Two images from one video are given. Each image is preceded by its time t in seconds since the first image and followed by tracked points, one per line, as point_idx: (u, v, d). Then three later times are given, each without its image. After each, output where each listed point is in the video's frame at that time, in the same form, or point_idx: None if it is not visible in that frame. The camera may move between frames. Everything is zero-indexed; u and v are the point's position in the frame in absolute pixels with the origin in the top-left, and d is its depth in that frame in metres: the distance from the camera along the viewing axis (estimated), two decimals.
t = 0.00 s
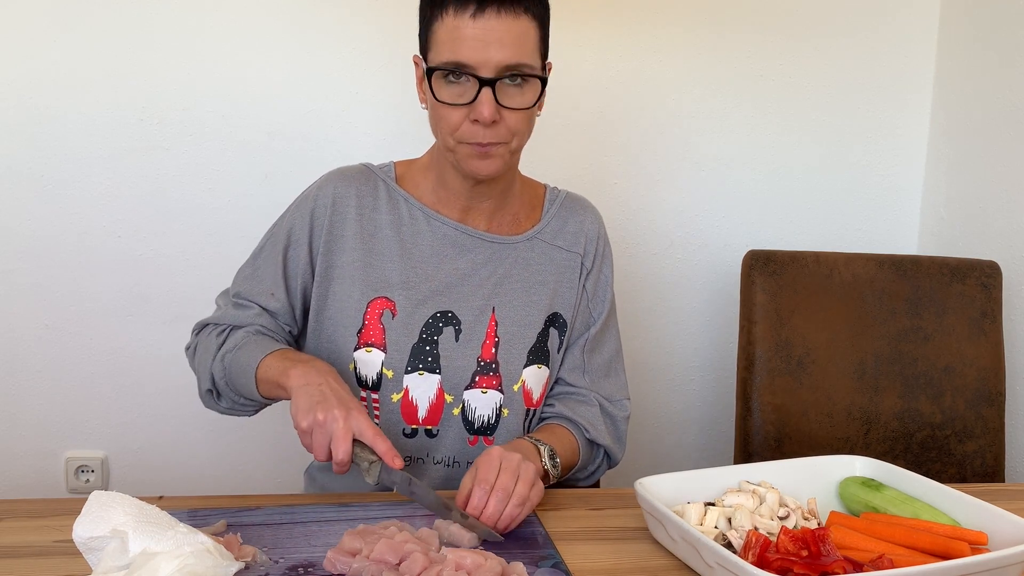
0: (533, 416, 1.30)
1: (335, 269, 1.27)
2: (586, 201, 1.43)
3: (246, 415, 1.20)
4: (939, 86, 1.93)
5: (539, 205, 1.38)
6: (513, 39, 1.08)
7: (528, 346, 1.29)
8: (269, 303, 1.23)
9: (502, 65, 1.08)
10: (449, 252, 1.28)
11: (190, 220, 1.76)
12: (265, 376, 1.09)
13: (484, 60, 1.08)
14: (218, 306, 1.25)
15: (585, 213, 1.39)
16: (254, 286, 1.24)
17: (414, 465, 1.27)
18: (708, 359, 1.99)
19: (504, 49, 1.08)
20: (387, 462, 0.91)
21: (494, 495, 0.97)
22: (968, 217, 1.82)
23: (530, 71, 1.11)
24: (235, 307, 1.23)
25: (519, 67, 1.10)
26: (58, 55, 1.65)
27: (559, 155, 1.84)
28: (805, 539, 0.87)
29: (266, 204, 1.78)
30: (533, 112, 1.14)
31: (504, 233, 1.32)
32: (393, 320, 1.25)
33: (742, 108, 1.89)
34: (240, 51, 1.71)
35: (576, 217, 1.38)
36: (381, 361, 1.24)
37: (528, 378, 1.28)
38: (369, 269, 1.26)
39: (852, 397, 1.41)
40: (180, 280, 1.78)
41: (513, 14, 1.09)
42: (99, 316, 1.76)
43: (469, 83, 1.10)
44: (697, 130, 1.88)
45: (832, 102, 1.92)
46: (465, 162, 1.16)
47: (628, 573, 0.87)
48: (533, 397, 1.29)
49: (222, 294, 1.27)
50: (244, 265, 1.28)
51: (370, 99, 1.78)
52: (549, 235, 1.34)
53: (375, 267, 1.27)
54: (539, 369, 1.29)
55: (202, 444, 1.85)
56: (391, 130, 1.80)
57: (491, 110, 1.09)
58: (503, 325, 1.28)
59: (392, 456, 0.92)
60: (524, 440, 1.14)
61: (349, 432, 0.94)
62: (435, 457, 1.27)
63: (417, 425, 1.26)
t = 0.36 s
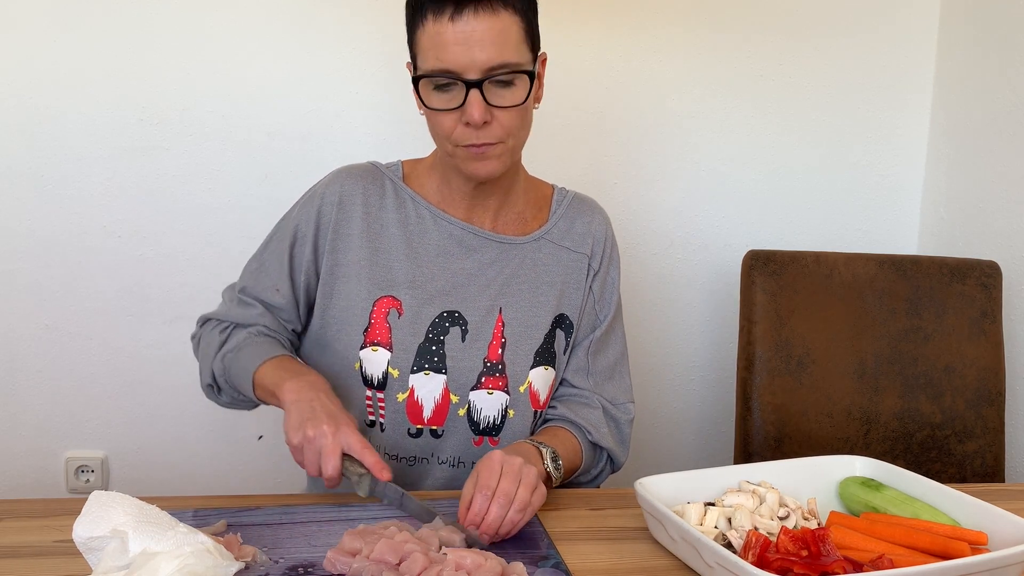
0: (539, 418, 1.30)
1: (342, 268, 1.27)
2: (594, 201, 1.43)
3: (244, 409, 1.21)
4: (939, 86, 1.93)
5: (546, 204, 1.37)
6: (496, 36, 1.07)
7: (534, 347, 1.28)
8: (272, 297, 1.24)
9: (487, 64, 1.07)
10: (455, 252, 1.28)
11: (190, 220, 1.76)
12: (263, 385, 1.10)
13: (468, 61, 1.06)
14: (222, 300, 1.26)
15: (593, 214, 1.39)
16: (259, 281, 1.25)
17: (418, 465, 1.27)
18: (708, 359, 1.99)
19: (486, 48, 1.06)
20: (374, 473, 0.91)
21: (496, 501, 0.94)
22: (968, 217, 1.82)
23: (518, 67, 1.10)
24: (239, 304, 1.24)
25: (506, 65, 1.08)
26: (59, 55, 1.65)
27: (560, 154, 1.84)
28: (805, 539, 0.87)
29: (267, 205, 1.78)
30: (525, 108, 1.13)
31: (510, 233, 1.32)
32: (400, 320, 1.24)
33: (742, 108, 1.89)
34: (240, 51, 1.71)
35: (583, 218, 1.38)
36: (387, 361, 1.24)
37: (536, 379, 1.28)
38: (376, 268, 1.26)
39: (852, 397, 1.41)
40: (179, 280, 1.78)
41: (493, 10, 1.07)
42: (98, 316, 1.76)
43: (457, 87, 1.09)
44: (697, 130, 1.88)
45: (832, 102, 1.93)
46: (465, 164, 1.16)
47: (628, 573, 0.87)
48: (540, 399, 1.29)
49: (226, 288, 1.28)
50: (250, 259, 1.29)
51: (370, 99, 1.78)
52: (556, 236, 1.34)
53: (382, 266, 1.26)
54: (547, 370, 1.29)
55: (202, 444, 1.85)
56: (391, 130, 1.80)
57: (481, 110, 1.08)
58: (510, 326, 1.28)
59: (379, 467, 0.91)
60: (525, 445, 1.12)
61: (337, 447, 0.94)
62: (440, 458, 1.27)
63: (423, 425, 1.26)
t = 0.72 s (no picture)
0: (536, 412, 1.29)
1: (333, 271, 1.27)
2: (583, 196, 1.43)
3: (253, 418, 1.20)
4: (939, 86, 1.93)
5: (537, 201, 1.37)
6: (503, 71, 1.04)
7: (528, 342, 1.28)
8: (272, 307, 1.23)
9: (491, 97, 1.05)
10: (445, 251, 1.28)
11: (190, 220, 1.76)
12: (269, 377, 1.09)
13: (473, 93, 1.04)
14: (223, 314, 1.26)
15: (584, 209, 1.39)
16: (257, 291, 1.25)
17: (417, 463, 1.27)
18: (708, 360, 1.99)
19: (492, 82, 1.04)
20: (383, 444, 0.92)
21: (534, 491, 0.94)
22: (968, 217, 1.82)
23: (521, 99, 1.08)
24: (238, 313, 1.24)
25: (510, 98, 1.07)
26: (58, 55, 1.65)
27: (560, 155, 1.84)
28: (805, 539, 0.87)
29: (267, 205, 1.78)
30: (523, 135, 1.13)
31: (502, 231, 1.32)
32: (394, 320, 1.25)
33: (742, 108, 1.89)
34: (240, 51, 1.71)
35: (574, 212, 1.37)
36: (383, 361, 1.24)
37: (531, 374, 1.28)
38: (368, 270, 1.26)
39: (852, 397, 1.41)
40: (179, 280, 1.78)
41: (502, 43, 1.04)
42: (98, 316, 1.76)
43: (458, 114, 1.07)
44: (697, 131, 1.88)
45: (832, 102, 1.92)
46: (455, 180, 1.17)
47: (628, 573, 0.87)
48: (536, 394, 1.29)
49: (226, 302, 1.28)
50: (246, 271, 1.29)
51: (370, 99, 1.78)
52: (547, 231, 1.34)
53: (373, 268, 1.26)
54: (542, 365, 1.29)
55: (202, 444, 1.85)
56: (391, 130, 1.80)
57: (481, 140, 1.07)
58: (504, 323, 1.28)
59: (388, 437, 0.92)
60: (549, 428, 1.11)
61: (343, 423, 0.94)
62: (440, 454, 1.27)
63: (421, 425, 1.26)
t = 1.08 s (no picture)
0: (537, 416, 1.29)
1: (337, 271, 1.27)
2: (589, 198, 1.43)
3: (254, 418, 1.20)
4: (939, 86, 1.93)
5: (541, 203, 1.37)
6: (511, 71, 1.04)
7: (530, 347, 1.28)
8: (272, 306, 1.23)
9: (499, 97, 1.05)
10: (449, 253, 1.28)
11: (190, 220, 1.76)
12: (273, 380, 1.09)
13: (480, 92, 1.04)
14: (222, 311, 1.26)
15: (588, 211, 1.39)
16: (258, 290, 1.25)
17: (418, 465, 1.28)
18: (708, 359, 1.99)
19: (501, 81, 1.04)
20: (393, 463, 0.91)
21: (511, 501, 0.94)
22: (968, 216, 1.82)
23: (528, 99, 1.08)
24: (238, 311, 1.24)
25: (518, 99, 1.07)
26: (58, 55, 1.65)
27: (560, 155, 1.84)
28: (805, 539, 0.87)
29: (267, 204, 1.78)
30: (529, 134, 1.13)
31: (506, 234, 1.32)
32: (395, 322, 1.25)
33: (742, 108, 1.89)
34: (240, 51, 1.71)
35: (578, 215, 1.37)
36: (384, 362, 1.24)
37: (531, 378, 1.28)
38: (371, 271, 1.26)
39: (852, 397, 1.41)
40: (179, 280, 1.78)
41: (511, 43, 1.04)
42: (98, 316, 1.76)
43: (465, 113, 1.07)
44: (697, 130, 1.88)
45: (832, 102, 1.92)
46: (460, 179, 1.17)
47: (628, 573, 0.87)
48: (536, 398, 1.29)
49: (226, 299, 1.28)
50: (247, 269, 1.28)
51: (370, 99, 1.78)
52: (551, 235, 1.34)
53: (377, 268, 1.26)
54: (543, 369, 1.28)
55: (202, 444, 1.85)
56: (391, 130, 1.80)
57: (487, 139, 1.07)
58: (505, 326, 1.28)
59: (399, 456, 0.92)
60: (543, 437, 1.12)
61: (355, 435, 0.93)
62: (439, 457, 1.27)
63: (421, 427, 1.26)
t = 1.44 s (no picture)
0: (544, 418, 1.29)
1: (343, 270, 1.27)
2: (593, 198, 1.43)
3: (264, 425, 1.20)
4: (938, 85, 1.93)
5: (546, 203, 1.37)
6: (518, 70, 1.04)
7: (536, 347, 1.28)
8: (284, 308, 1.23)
9: (505, 96, 1.05)
10: (454, 254, 1.28)
11: (190, 220, 1.76)
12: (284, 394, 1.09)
13: (486, 90, 1.04)
14: (232, 316, 1.24)
15: (593, 212, 1.38)
16: (268, 291, 1.24)
17: (422, 464, 1.28)
18: (708, 359, 1.99)
19: (507, 80, 1.04)
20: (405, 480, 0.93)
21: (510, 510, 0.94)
22: (968, 217, 1.82)
23: (535, 100, 1.08)
24: (249, 317, 1.23)
25: (525, 99, 1.07)
26: (58, 55, 1.65)
27: (559, 154, 1.84)
28: (805, 539, 0.87)
29: (266, 204, 1.78)
30: (535, 135, 1.13)
31: (511, 235, 1.32)
32: (402, 321, 1.25)
33: (742, 108, 1.89)
34: (241, 51, 1.71)
35: (583, 216, 1.37)
36: (390, 362, 1.24)
37: (537, 378, 1.28)
38: (377, 271, 1.26)
39: (852, 397, 1.41)
40: (179, 280, 1.78)
41: (519, 43, 1.04)
42: (98, 316, 1.76)
43: (471, 111, 1.07)
44: (697, 130, 1.88)
45: (832, 102, 1.92)
46: (464, 178, 1.17)
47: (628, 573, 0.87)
48: (544, 399, 1.29)
49: (235, 303, 1.26)
50: (256, 267, 1.27)
51: (370, 99, 1.78)
52: (556, 235, 1.34)
53: (383, 268, 1.26)
54: (550, 370, 1.29)
55: (202, 444, 1.85)
56: (390, 130, 1.80)
57: (492, 138, 1.07)
58: (511, 327, 1.28)
59: (410, 475, 0.93)
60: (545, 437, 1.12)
61: (366, 453, 0.94)
62: (443, 457, 1.28)
63: (426, 427, 1.26)
